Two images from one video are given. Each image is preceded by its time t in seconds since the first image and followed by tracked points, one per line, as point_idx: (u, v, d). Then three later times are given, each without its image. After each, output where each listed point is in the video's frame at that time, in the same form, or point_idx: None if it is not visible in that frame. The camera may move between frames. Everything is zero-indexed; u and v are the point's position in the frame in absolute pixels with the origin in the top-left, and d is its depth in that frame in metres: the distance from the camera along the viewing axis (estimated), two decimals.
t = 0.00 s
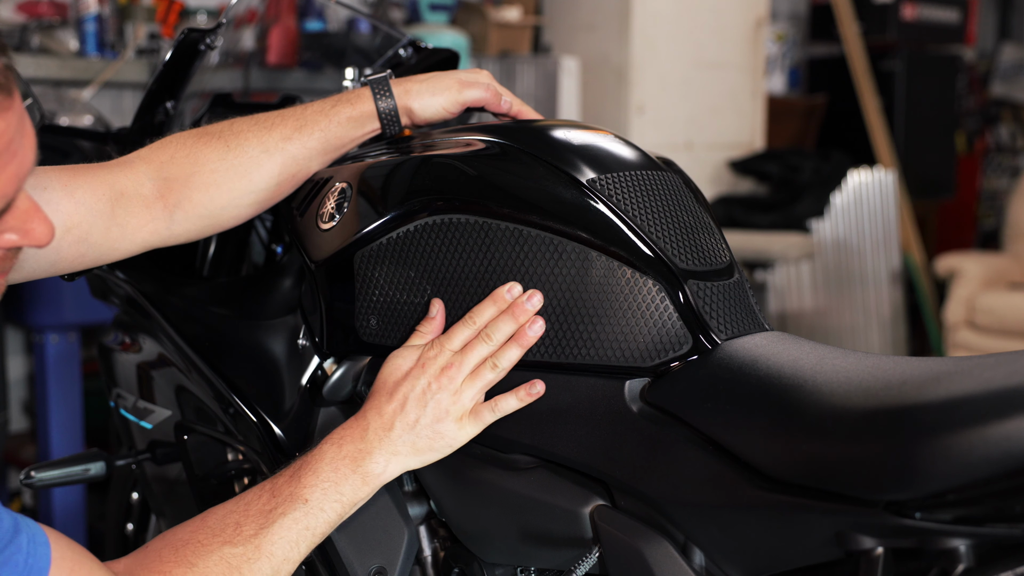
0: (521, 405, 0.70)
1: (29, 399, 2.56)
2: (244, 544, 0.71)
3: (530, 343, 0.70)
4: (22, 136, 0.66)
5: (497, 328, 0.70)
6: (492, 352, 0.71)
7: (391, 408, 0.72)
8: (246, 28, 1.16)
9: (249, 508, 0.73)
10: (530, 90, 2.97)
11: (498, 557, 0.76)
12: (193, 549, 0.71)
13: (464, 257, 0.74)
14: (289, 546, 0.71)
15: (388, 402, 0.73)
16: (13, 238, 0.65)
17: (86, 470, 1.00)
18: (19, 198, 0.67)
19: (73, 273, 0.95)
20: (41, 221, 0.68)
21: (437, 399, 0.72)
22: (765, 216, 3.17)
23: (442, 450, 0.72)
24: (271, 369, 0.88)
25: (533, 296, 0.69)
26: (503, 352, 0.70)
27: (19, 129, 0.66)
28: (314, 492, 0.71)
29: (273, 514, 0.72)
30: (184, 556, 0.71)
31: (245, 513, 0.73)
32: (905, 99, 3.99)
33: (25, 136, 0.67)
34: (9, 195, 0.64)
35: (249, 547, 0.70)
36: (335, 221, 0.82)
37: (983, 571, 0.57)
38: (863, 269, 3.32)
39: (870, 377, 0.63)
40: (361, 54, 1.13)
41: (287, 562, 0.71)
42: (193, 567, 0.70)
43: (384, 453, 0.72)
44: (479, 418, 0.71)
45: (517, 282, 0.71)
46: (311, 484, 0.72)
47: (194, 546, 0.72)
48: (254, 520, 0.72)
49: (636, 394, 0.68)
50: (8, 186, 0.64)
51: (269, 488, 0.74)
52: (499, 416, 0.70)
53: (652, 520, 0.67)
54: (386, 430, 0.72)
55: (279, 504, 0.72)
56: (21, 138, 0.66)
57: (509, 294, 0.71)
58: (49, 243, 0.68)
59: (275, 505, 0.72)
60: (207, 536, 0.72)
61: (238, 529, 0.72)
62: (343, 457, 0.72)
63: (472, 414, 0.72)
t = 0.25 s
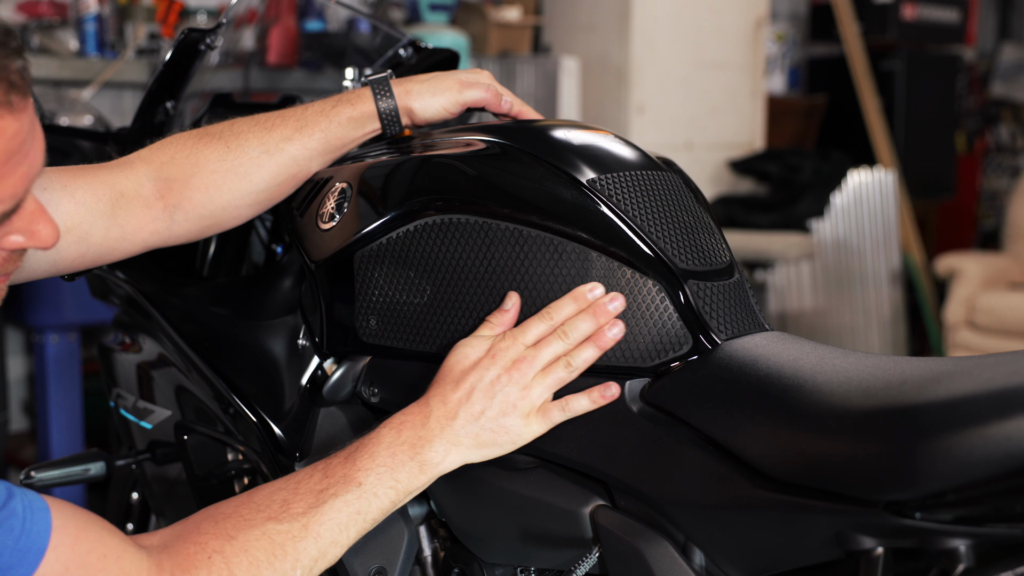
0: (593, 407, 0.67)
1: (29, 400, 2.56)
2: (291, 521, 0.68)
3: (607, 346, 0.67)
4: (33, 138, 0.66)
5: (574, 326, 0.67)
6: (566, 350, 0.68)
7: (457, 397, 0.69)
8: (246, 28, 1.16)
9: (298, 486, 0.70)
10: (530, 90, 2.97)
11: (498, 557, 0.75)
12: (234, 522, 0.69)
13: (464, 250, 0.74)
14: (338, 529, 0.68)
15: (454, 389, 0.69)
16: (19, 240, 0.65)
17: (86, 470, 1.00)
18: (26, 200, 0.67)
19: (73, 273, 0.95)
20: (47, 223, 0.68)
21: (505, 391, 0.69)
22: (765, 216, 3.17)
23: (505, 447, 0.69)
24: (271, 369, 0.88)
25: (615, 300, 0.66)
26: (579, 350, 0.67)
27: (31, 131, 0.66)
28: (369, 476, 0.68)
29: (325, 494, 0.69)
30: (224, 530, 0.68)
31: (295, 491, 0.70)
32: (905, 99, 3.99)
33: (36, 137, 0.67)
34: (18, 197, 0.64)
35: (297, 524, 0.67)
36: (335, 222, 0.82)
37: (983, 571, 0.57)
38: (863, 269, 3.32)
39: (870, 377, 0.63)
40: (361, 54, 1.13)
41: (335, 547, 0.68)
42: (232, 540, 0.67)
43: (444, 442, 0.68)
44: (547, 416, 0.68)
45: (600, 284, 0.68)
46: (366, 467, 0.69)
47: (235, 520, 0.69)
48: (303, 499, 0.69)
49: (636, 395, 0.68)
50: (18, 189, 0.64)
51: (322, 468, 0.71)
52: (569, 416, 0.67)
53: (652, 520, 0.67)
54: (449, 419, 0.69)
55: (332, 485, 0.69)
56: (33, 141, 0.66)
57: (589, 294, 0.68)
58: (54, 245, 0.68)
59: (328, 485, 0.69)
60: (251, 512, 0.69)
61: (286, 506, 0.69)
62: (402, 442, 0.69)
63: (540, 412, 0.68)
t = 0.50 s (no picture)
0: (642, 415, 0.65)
1: (29, 399, 2.56)
2: (324, 501, 0.66)
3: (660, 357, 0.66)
4: (15, 125, 0.65)
5: (630, 333, 0.65)
6: (619, 356, 0.66)
7: (504, 394, 0.67)
8: (246, 28, 1.16)
9: (333, 467, 0.69)
10: (530, 90, 2.97)
11: (498, 557, 0.75)
12: (263, 497, 0.67)
13: (457, 246, 0.74)
14: (371, 514, 0.66)
15: (501, 385, 0.67)
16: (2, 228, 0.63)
17: (85, 470, 1.00)
18: (7, 187, 0.65)
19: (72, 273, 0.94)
20: (29, 211, 0.65)
21: (554, 392, 0.67)
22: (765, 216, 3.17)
23: (548, 448, 0.67)
24: (271, 370, 0.88)
25: (674, 311, 0.65)
26: (632, 358, 0.66)
27: (12, 118, 0.65)
28: (408, 463, 0.67)
29: (362, 477, 0.67)
30: (249, 505, 0.66)
31: (331, 471, 0.68)
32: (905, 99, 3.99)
33: (17, 122, 0.66)
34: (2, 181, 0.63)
35: (330, 504, 0.66)
36: (335, 221, 0.82)
37: (983, 571, 0.57)
38: (863, 268, 3.32)
39: (870, 377, 0.63)
40: (360, 54, 1.13)
41: (367, 533, 0.66)
42: (260, 514, 0.66)
43: (487, 438, 0.67)
44: (593, 421, 0.66)
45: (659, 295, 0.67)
46: (405, 455, 0.67)
47: (263, 496, 0.67)
48: (338, 480, 0.67)
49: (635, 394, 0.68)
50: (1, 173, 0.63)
51: (360, 451, 0.70)
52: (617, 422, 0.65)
53: (651, 520, 0.67)
54: (494, 415, 0.67)
55: (370, 468, 0.67)
56: (15, 127, 0.65)
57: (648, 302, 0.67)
58: (37, 235, 0.66)
59: (365, 469, 0.67)
60: (282, 489, 0.67)
61: (319, 486, 0.67)
62: (444, 434, 0.67)
63: (586, 415, 0.67)
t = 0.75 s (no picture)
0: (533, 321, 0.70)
1: (29, 400, 2.56)
2: (265, 479, 0.67)
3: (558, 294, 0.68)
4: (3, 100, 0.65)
5: (519, 269, 0.69)
6: (509, 287, 0.70)
7: (399, 331, 0.71)
8: (246, 28, 1.15)
9: (264, 442, 0.69)
10: (530, 90, 2.97)
11: (498, 557, 0.75)
12: (209, 491, 0.67)
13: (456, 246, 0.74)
14: (307, 475, 0.68)
15: (395, 326, 0.71)
16: None
17: (86, 470, 1.00)
18: None
19: (71, 274, 0.94)
20: (19, 181, 0.65)
21: (449, 321, 0.71)
22: (765, 216, 3.17)
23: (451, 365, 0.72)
24: (271, 370, 0.90)
25: (566, 253, 0.68)
26: (525, 289, 0.69)
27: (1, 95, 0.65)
28: (330, 422, 0.69)
29: (292, 446, 0.68)
30: (202, 502, 0.66)
31: (261, 448, 0.69)
32: (905, 99, 3.99)
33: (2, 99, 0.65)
34: None
35: (271, 480, 0.67)
36: (334, 222, 0.82)
37: (983, 571, 0.57)
38: (863, 269, 3.32)
39: (870, 377, 0.63)
40: (360, 54, 1.13)
41: (310, 491, 0.68)
42: (212, 508, 0.66)
43: (398, 374, 0.71)
44: (489, 337, 0.71)
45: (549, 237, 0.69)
46: (325, 412, 0.69)
47: (212, 489, 0.67)
48: (271, 454, 0.68)
49: (635, 394, 0.68)
50: None
51: (280, 421, 0.70)
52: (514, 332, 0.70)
53: (652, 521, 0.67)
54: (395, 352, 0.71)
55: (295, 436, 0.69)
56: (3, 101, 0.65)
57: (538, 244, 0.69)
58: (27, 204, 0.66)
59: (291, 437, 0.69)
60: (223, 478, 0.67)
61: (257, 465, 0.68)
62: (358, 385, 0.70)
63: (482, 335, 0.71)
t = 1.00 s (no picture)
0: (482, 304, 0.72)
1: (29, 399, 2.56)
2: (239, 493, 0.68)
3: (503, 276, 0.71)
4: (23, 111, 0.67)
5: (458, 259, 0.71)
6: (453, 277, 0.72)
7: (355, 338, 0.73)
8: (246, 28, 1.15)
9: (234, 458, 0.70)
10: (530, 90, 2.97)
11: (498, 557, 0.75)
12: (186, 509, 0.68)
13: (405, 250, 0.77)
14: (281, 487, 0.70)
15: (350, 333, 0.73)
16: (13, 210, 0.65)
17: (86, 470, 1.00)
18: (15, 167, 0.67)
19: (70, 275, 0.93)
20: (36, 190, 0.68)
21: (401, 320, 0.72)
22: (765, 216, 3.17)
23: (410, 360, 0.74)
24: (270, 369, 0.90)
25: (501, 237, 0.70)
26: (468, 277, 0.71)
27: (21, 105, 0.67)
28: (298, 432, 0.71)
29: (263, 459, 0.70)
30: (181, 519, 0.67)
31: (233, 462, 0.70)
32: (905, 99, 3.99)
33: (21, 110, 0.67)
34: (14, 168, 0.65)
35: (245, 494, 0.68)
36: (334, 222, 0.82)
37: (983, 571, 0.57)
38: (863, 268, 3.32)
39: (870, 377, 0.63)
40: (360, 54, 1.13)
41: (284, 501, 0.70)
42: (191, 526, 0.67)
43: (360, 379, 0.73)
44: (443, 326, 0.73)
45: (509, 232, 0.71)
46: (293, 424, 0.71)
47: (190, 506, 0.68)
48: (243, 468, 0.69)
49: (635, 394, 0.68)
50: (14, 160, 0.65)
51: (249, 435, 0.71)
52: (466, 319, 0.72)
53: (652, 521, 0.67)
54: (354, 357, 0.73)
55: (266, 449, 0.70)
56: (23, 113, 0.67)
57: (471, 233, 0.72)
58: (43, 212, 0.68)
59: (262, 451, 0.70)
60: (200, 495, 0.69)
61: (230, 480, 0.69)
62: (322, 393, 0.72)
63: (437, 326, 0.73)
